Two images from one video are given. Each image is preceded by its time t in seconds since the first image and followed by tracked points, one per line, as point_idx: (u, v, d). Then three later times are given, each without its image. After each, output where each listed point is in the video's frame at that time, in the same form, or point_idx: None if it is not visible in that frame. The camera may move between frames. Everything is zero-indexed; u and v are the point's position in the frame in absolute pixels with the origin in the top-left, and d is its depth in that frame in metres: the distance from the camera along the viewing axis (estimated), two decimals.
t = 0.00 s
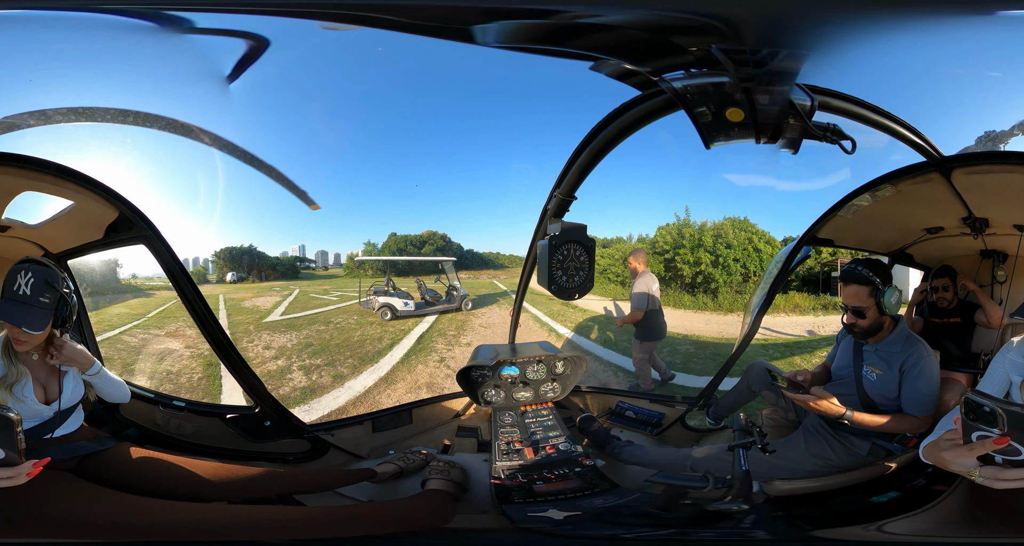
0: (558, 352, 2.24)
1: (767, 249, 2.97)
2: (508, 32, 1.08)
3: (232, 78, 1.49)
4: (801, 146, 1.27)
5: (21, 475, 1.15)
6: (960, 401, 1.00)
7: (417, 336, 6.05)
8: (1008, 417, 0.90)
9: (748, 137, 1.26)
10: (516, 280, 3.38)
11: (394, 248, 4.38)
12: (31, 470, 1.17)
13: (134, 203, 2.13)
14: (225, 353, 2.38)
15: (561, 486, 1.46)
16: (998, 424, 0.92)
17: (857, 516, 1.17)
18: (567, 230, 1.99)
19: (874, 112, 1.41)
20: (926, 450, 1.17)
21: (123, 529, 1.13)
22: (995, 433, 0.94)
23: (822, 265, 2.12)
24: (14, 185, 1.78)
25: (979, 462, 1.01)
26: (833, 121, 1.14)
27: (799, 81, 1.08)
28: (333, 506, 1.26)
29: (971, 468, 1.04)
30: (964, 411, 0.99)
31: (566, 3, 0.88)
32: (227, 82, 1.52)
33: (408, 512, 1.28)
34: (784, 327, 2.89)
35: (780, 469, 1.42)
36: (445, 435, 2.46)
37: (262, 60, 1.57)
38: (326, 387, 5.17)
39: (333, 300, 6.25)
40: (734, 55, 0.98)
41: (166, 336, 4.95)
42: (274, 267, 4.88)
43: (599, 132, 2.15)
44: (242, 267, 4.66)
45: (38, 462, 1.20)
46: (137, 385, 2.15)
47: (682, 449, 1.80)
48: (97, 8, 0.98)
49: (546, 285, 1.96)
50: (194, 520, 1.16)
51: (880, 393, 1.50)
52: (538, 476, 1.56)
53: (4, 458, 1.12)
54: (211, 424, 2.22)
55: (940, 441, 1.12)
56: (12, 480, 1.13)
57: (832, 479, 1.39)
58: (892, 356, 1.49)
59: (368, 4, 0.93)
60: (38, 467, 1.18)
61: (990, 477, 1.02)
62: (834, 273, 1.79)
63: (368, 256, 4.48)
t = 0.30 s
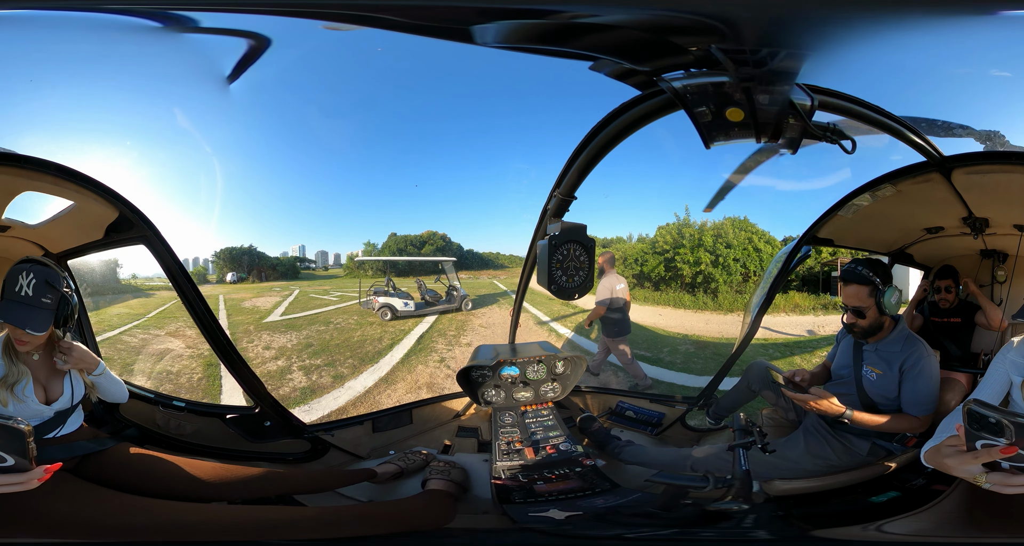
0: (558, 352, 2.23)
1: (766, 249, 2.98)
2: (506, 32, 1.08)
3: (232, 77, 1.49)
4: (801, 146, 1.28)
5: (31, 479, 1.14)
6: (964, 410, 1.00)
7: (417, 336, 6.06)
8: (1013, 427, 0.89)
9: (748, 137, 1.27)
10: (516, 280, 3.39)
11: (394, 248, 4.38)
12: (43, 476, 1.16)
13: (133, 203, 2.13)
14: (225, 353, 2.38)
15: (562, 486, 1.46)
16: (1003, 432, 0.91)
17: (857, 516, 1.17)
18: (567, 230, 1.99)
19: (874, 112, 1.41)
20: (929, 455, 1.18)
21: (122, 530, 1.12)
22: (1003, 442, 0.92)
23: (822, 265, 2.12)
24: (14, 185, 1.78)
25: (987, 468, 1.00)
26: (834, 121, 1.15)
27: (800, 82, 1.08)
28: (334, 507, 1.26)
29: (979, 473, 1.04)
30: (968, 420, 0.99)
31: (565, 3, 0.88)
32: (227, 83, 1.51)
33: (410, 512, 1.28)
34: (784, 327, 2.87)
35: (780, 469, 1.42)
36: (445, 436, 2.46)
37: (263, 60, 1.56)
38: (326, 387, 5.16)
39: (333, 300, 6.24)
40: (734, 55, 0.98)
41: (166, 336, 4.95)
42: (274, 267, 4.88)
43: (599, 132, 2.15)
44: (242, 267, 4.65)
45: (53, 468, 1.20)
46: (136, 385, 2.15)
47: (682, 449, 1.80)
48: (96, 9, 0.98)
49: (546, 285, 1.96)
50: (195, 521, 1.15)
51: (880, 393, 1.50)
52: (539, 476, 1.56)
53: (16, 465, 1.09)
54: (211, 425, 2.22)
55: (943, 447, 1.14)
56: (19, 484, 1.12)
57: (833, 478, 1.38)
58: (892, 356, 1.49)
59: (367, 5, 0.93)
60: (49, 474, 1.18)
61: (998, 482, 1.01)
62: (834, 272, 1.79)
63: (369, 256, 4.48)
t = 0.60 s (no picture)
0: (558, 352, 2.23)
1: (766, 249, 2.98)
2: (505, 32, 1.08)
3: (232, 78, 1.48)
4: (801, 146, 1.28)
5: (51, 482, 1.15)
6: (974, 424, 0.99)
7: (417, 336, 6.06)
8: None
9: (747, 137, 1.27)
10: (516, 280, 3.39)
11: (394, 248, 4.38)
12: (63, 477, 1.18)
13: (133, 203, 2.13)
14: (224, 353, 2.38)
15: (562, 486, 1.46)
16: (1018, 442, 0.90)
17: (857, 515, 1.17)
18: (567, 230, 1.98)
19: (874, 112, 1.41)
20: (930, 462, 1.18)
21: (121, 531, 1.12)
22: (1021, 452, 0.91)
23: (822, 265, 2.13)
24: (14, 186, 1.77)
25: (999, 477, 0.99)
26: (834, 121, 1.14)
27: (800, 81, 1.08)
28: (335, 508, 1.26)
29: (991, 482, 1.02)
30: (980, 434, 0.97)
31: (563, 2, 0.88)
32: (228, 84, 1.51)
33: (411, 512, 1.28)
34: (784, 327, 2.90)
35: (781, 468, 1.41)
36: (445, 436, 2.46)
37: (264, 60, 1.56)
38: (326, 387, 5.15)
39: (333, 301, 6.24)
40: (733, 54, 0.98)
41: (166, 336, 4.94)
42: (274, 268, 4.85)
43: (599, 132, 2.15)
44: (241, 268, 4.63)
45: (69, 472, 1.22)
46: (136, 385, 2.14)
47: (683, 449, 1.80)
48: (94, 9, 0.98)
49: (547, 285, 1.96)
50: (195, 522, 1.15)
51: (880, 393, 1.50)
52: (540, 476, 1.56)
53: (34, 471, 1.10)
54: (211, 425, 2.21)
55: (948, 457, 1.13)
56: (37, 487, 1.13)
57: (832, 478, 1.38)
58: (892, 356, 1.49)
59: (366, 5, 0.93)
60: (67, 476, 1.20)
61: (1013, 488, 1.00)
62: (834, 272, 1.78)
63: (369, 256, 4.48)
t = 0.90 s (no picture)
0: (558, 352, 2.23)
1: (767, 249, 2.98)
2: (504, 32, 1.07)
3: (232, 77, 1.48)
4: (801, 145, 1.29)
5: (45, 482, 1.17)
6: (974, 420, 0.98)
7: (417, 336, 6.06)
8: None
9: (747, 137, 1.27)
10: (516, 280, 3.39)
11: (394, 248, 4.37)
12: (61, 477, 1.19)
13: (133, 203, 2.13)
14: (224, 353, 2.37)
15: (562, 486, 1.46)
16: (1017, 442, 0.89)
17: (856, 515, 1.17)
18: (567, 230, 1.98)
19: (874, 111, 1.41)
20: (930, 461, 1.17)
21: (122, 531, 1.12)
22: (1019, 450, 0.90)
23: (822, 264, 2.21)
24: (15, 186, 1.77)
25: (995, 475, 0.99)
26: (834, 120, 1.15)
27: (800, 81, 1.08)
28: (335, 508, 1.25)
29: (986, 480, 1.03)
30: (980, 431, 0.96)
31: (561, 3, 0.88)
32: (228, 84, 1.50)
33: (412, 513, 1.28)
34: (784, 326, 2.91)
35: (781, 468, 1.41)
36: (445, 436, 2.46)
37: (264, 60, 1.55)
38: (326, 387, 5.15)
39: (333, 301, 6.44)
40: (732, 54, 0.98)
41: (166, 336, 4.94)
42: (274, 268, 4.89)
43: (599, 131, 2.14)
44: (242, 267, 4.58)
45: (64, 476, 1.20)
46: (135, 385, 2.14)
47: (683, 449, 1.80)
48: (91, 8, 0.97)
49: (546, 285, 1.96)
50: (194, 523, 1.15)
51: (880, 392, 1.51)
52: (540, 476, 1.56)
53: (30, 470, 1.14)
54: (210, 425, 2.21)
55: (944, 454, 1.12)
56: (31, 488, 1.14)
57: (833, 478, 1.38)
58: (892, 356, 1.49)
59: (365, 5, 0.93)
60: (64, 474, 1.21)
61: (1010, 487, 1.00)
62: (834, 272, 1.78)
63: (369, 257, 4.47)
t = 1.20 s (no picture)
0: (558, 352, 2.23)
1: (767, 248, 2.98)
2: (503, 32, 1.08)
3: (232, 78, 1.47)
4: (801, 145, 1.29)
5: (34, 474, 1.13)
6: (968, 407, 0.97)
7: (417, 336, 6.06)
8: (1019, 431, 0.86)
9: (747, 137, 1.28)
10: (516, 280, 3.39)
11: (394, 249, 4.36)
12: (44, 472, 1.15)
13: (134, 204, 2.12)
14: (224, 353, 2.37)
15: (564, 486, 1.46)
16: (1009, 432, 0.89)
17: (854, 514, 1.18)
18: (567, 230, 1.98)
19: (874, 111, 1.41)
20: (927, 450, 1.15)
21: (123, 530, 1.12)
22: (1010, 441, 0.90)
23: (822, 264, 2.20)
24: (15, 186, 1.78)
25: (983, 465, 0.99)
26: (834, 120, 1.15)
27: (800, 81, 1.08)
28: (335, 508, 1.25)
29: (974, 471, 1.03)
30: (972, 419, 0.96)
31: (559, 3, 0.88)
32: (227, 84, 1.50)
33: (413, 513, 1.28)
34: (784, 326, 2.91)
35: (781, 468, 1.42)
36: (445, 436, 2.46)
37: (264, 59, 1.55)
38: (326, 387, 5.15)
39: (333, 301, 6.51)
40: (732, 54, 0.98)
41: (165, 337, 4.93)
42: (274, 268, 4.90)
43: (599, 131, 2.14)
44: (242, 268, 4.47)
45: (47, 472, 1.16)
46: (136, 385, 2.14)
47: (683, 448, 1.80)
48: (88, 7, 0.96)
49: (546, 285, 1.96)
50: (194, 523, 1.15)
51: (880, 392, 1.51)
52: (541, 476, 1.56)
53: (16, 463, 1.08)
54: (210, 425, 2.20)
55: (941, 443, 1.12)
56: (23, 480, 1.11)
57: (833, 477, 1.39)
58: (892, 355, 1.50)
59: (363, 6, 0.92)
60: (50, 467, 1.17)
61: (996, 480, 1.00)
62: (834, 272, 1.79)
63: (369, 257, 4.46)
